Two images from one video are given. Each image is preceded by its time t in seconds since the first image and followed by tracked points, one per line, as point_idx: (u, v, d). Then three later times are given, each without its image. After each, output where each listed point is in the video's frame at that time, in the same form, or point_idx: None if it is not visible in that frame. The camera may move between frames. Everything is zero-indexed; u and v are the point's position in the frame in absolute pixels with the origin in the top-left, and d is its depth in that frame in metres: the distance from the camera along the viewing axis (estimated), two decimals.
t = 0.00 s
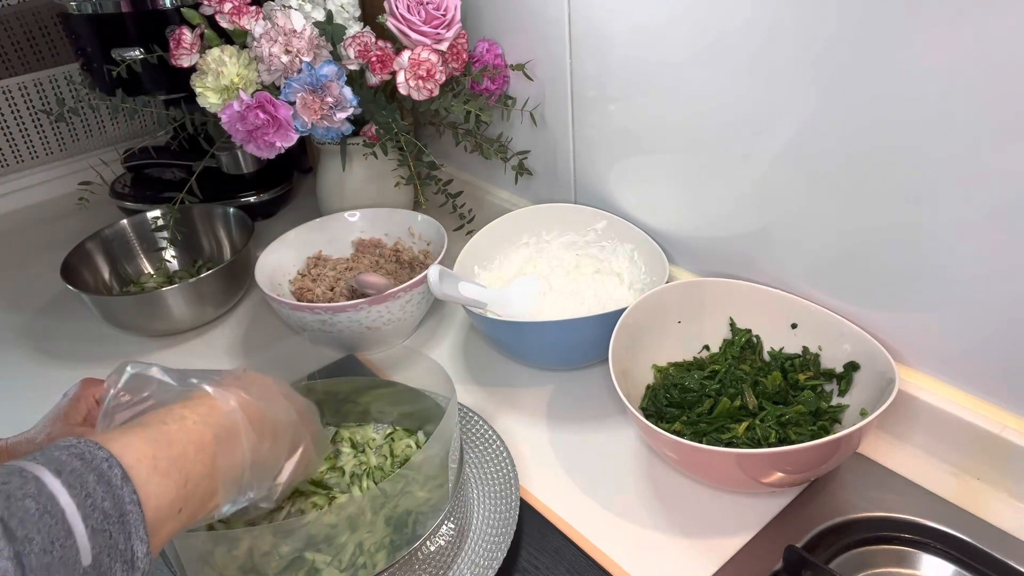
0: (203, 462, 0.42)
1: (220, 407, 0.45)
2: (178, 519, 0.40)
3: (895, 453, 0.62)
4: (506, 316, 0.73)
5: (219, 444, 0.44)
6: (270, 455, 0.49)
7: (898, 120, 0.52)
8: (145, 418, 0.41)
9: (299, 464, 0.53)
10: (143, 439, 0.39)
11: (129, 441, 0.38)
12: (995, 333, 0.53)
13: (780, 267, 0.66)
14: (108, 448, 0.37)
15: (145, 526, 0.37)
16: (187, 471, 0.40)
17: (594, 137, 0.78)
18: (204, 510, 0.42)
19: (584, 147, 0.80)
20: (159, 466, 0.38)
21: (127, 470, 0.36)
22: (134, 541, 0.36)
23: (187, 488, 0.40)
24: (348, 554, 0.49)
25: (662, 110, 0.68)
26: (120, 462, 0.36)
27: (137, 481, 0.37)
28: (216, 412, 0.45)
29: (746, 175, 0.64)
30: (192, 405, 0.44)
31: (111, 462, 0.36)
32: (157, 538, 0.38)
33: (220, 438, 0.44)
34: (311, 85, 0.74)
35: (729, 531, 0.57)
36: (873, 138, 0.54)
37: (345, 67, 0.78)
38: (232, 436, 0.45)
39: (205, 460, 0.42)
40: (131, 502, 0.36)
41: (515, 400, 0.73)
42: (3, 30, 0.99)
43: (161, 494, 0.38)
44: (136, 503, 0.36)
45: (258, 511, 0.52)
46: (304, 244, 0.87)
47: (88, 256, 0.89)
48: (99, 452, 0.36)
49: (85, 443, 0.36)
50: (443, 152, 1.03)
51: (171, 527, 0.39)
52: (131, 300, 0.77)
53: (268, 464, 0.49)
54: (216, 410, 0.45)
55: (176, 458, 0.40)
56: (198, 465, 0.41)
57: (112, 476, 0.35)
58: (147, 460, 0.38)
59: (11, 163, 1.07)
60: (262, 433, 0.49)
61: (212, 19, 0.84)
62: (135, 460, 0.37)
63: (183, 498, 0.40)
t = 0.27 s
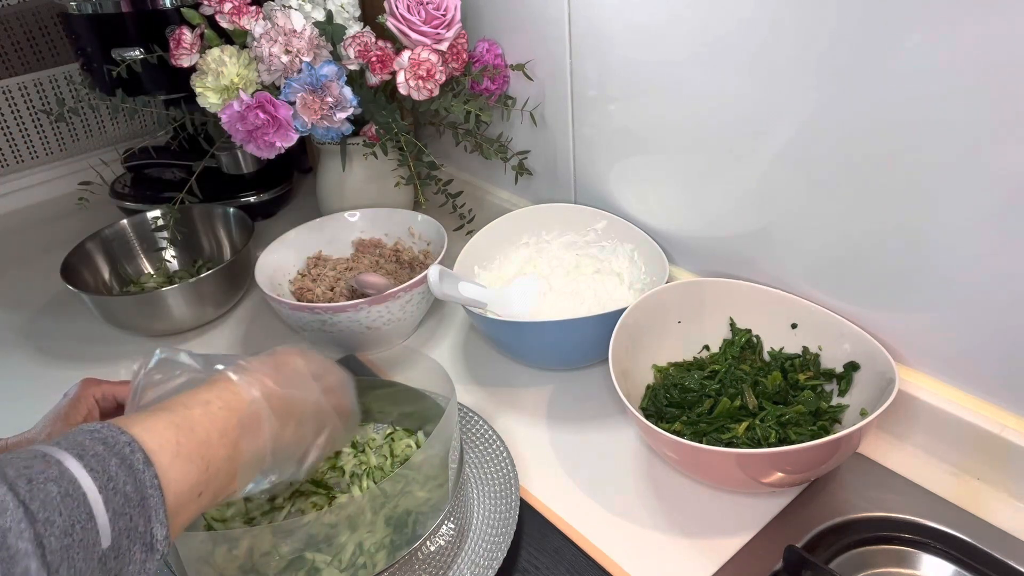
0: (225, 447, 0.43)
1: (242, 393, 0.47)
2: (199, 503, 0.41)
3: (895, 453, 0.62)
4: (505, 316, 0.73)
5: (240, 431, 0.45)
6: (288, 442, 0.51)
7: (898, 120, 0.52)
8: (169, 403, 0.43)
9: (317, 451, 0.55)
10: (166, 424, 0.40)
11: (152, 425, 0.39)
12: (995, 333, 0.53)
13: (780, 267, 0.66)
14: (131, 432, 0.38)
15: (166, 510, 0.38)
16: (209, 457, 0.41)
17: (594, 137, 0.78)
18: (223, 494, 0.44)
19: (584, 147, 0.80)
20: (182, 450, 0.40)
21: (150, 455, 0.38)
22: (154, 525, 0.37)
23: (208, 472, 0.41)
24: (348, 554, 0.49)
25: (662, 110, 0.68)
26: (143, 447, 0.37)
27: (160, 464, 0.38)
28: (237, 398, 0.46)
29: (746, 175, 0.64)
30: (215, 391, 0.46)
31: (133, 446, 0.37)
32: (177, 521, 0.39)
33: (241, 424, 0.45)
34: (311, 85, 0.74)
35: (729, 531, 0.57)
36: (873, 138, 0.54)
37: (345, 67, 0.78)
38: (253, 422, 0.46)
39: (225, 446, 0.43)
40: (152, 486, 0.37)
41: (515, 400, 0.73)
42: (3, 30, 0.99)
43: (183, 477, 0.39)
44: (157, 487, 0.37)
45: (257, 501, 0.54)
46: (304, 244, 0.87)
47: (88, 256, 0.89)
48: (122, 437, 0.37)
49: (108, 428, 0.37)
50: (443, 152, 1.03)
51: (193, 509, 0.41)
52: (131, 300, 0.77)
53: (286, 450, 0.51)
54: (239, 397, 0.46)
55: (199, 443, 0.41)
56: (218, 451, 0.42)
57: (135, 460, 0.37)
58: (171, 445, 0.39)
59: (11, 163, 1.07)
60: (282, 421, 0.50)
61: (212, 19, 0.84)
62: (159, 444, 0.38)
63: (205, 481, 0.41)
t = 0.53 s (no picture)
0: (227, 452, 0.41)
1: (240, 392, 0.44)
2: (204, 512, 0.39)
3: (895, 453, 0.62)
4: (505, 316, 0.73)
5: (244, 434, 0.42)
6: (312, 439, 0.48)
7: (898, 120, 0.52)
8: (163, 407, 0.41)
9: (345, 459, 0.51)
10: (159, 431, 0.38)
11: (144, 433, 0.37)
12: (995, 333, 0.53)
13: (780, 267, 0.66)
14: (120, 442, 0.36)
15: (160, 523, 0.36)
16: (210, 462, 0.40)
17: (594, 137, 0.78)
18: (234, 499, 0.42)
19: (584, 147, 0.80)
20: (178, 456, 0.38)
21: (141, 464, 0.36)
22: (148, 541, 0.35)
23: (210, 479, 0.39)
24: (348, 554, 0.49)
25: (663, 110, 0.68)
26: (131, 457, 0.35)
27: (151, 476, 0.36)
28: (235, 396, 0.44)
29: (746, 176, 0.64)
30: (213, 391, 0.43)
31: (120, 458, 0.35)
32: (179, 534, 0.38)
33: (245, 422, 0.43)
34: (311, 85, 0.74)
35: (728, 531, 0.57)
36: (873, 138, 0.54)
37: (345, 67, 0.78)
38: (258, 419, 0.44)
39: (228, 449, 0.41)
40: (143, 500, 0.35)
41: (515, 400, 0.73)
42: (3, 30, 0.99)
43: (181, 486, 0.37)
44: (149, 501, 0.35)
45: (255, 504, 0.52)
46: (304, 244, 0.87)
47: (88, 256, 0.89)
48: (108, 449, 0.35)
49: (94, 438, 0.35)
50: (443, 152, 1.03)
51: (197, 520, 0.39)
52: (131, 300, 0.77)
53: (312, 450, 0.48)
54: (239, 395, 0.44)
55: (196, 448, 0.39)
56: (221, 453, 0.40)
57: (122, 473, 0.35)
58: (165, 451, 0.37)
59: (11, 163, 1.07)
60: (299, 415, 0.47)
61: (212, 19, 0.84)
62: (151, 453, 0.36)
63: (207, 489, 0.39)
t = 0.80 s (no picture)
0: (232, 449, 0.40)
1: (240, 391, 0.44)
2: (213, 511, 0.38)
3: (895, 453, 0.62)
4: (505, 316, 0.73)
5: (250, 432, 0.42)
6: (323, 439, 0.47)
7: (898, 120, 0.52)
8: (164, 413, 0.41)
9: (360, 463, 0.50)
10: (160, 430, 0.38)
11: (145, 431, 0.37)
12: (995, 333, 0.53)
13: (780, 267, 0.66)
14: (122, 438, 0.36)
15: (168, 517, 0.36)
16: (214, 458, 0.39)
17: (594, 137, 0.78)
18: (246, 500, 0.41)
19: (584, 147, 0.80)
20: (181, 452, 0.37)
21: (144, 458, 0.36)
22: (156, 534, 0.35)
23: (216, 476, 0.39)
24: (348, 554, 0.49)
25: (663, 110, 0.68)
26: (134, 451, 0.35)
27: (155, 469, 0.36)
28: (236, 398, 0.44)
29: (746, 176, 0.64)
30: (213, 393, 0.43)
31: (122, 451, 0.35)
32: (188, 533, 0.37)
33: (249, 420, 0.43)
34: (311, 85, 0.74)
35: (728, 532, 0.57)
36: (873, 138, 0.54)
37: (345, 67, 0.78)
38: (261, 416, 0.44)
39: (232, 445, 0.41)
40: (148, 492, 0.35)
41: (515, 400, 0.73)
42: (3, 30, 0.99)
43: (186, 480, 0.37)
44: (154, 492, 0.35)
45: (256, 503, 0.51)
46: (304, 244, 0.87)
47: (88, 256, 0.89)
48: (110, 441, 0.35)
49: (95, 435, 0.35)
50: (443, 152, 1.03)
51: (207, 519, 0.38)
52: (131, 300, 0.77)
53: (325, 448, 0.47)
54: (241, 394, 0.44)
55: (199, 444, 0.39)
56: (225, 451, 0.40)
57: (126, 463, 0.35)
58: (165, 446, 0.37)
59: (11, 163, 1.07)
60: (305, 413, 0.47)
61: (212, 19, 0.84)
62: (153, 448, 0.36)
63: (215, 485, 0.39)
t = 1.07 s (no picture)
0: (253, 425, 0.43)
1: (260, 375, 0.47)
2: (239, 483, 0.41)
3: (895, 453, 0.62)
4: (505, 316, 0.73)
5: (267, 412, 0.45)
6: (343, 413, 0.51)
7: (898, 119, 0.52)
8: (190, 394, 0.43)
9: (391, 443, 0.53)
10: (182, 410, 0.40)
11: (167, 412, 0.39)
12: (995, 333, 0.53)
13: (780, 267, 0.66)
14: (142, 418, 0.38)
15: (190, 493, 0.37)
16: (237, 436, 0.42)
17: (594, 137, 0.78)
18: (269, 473, 0.44)
19: (584, 147, 0.80)
20: (202, 431, 0.39)
21: (165, 437, 0.37)
22: (179, 509, 0.36)
23: (238, 452, 0.41)
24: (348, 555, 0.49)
25: (663, 109, 0.68)
26: (155, 431, 0.37)
27: (176, 447, 0.37)
28: (257, 382, 0.46)
29: (745, 176, 0.64)
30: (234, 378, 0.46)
31: (145, 431, 0.37)
32: (214, 503, 0.39)
33: (270, 401, 0.46)
34: (311, 84, 0.74)
35: (729, 532, 0.57)
36: (873, 138, 0.54)
37: (345, 67, 0.78)
38: (281, 399, 0.47)
39: (254, 423, 0.43)
40: (170, 469, 0.36)
41: (515, 401, 0.73)
42: (3, 30, 0.99)
43: (207, 457, 0.39)
44: (177, 470, 0.37)
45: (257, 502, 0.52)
46: (304, 244, 0.87)
47: (88, 256, 0.89)
48: (132, 421, 0.37)
49: (117, 416, 0.37)
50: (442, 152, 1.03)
51: (232, 492, 0.40)
52: (131, 300, 0.77)
53: (344, 431, 0.50)
54: (256, 380, 0.47)
55: (218, 423, 0.41)
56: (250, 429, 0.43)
57: (148, 443, 0.36)
58: (187, 424, 0.39)
59: (11, 163, 1.07)
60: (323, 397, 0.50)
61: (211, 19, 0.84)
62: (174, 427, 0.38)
63: (237, 462, 0.41)
